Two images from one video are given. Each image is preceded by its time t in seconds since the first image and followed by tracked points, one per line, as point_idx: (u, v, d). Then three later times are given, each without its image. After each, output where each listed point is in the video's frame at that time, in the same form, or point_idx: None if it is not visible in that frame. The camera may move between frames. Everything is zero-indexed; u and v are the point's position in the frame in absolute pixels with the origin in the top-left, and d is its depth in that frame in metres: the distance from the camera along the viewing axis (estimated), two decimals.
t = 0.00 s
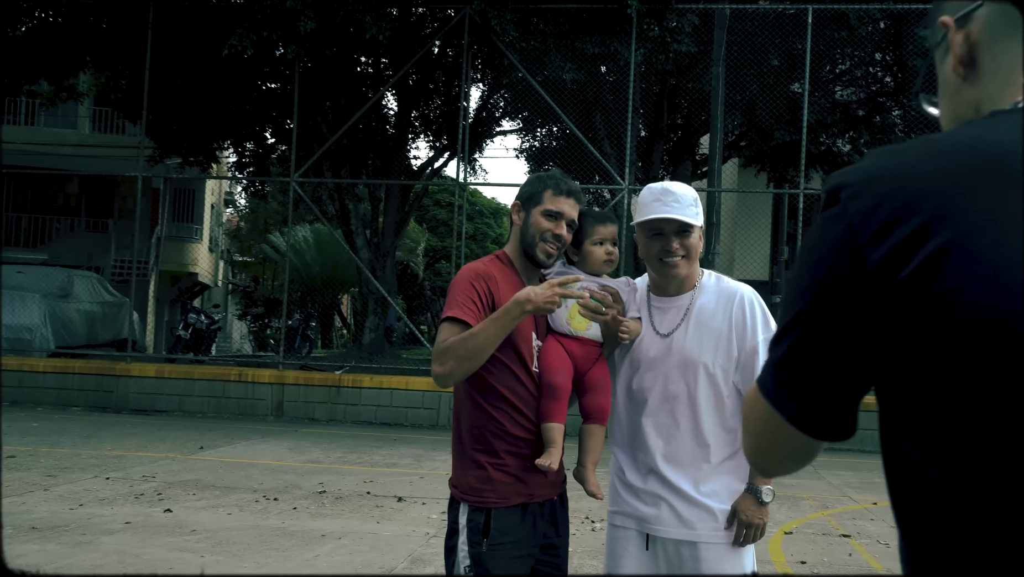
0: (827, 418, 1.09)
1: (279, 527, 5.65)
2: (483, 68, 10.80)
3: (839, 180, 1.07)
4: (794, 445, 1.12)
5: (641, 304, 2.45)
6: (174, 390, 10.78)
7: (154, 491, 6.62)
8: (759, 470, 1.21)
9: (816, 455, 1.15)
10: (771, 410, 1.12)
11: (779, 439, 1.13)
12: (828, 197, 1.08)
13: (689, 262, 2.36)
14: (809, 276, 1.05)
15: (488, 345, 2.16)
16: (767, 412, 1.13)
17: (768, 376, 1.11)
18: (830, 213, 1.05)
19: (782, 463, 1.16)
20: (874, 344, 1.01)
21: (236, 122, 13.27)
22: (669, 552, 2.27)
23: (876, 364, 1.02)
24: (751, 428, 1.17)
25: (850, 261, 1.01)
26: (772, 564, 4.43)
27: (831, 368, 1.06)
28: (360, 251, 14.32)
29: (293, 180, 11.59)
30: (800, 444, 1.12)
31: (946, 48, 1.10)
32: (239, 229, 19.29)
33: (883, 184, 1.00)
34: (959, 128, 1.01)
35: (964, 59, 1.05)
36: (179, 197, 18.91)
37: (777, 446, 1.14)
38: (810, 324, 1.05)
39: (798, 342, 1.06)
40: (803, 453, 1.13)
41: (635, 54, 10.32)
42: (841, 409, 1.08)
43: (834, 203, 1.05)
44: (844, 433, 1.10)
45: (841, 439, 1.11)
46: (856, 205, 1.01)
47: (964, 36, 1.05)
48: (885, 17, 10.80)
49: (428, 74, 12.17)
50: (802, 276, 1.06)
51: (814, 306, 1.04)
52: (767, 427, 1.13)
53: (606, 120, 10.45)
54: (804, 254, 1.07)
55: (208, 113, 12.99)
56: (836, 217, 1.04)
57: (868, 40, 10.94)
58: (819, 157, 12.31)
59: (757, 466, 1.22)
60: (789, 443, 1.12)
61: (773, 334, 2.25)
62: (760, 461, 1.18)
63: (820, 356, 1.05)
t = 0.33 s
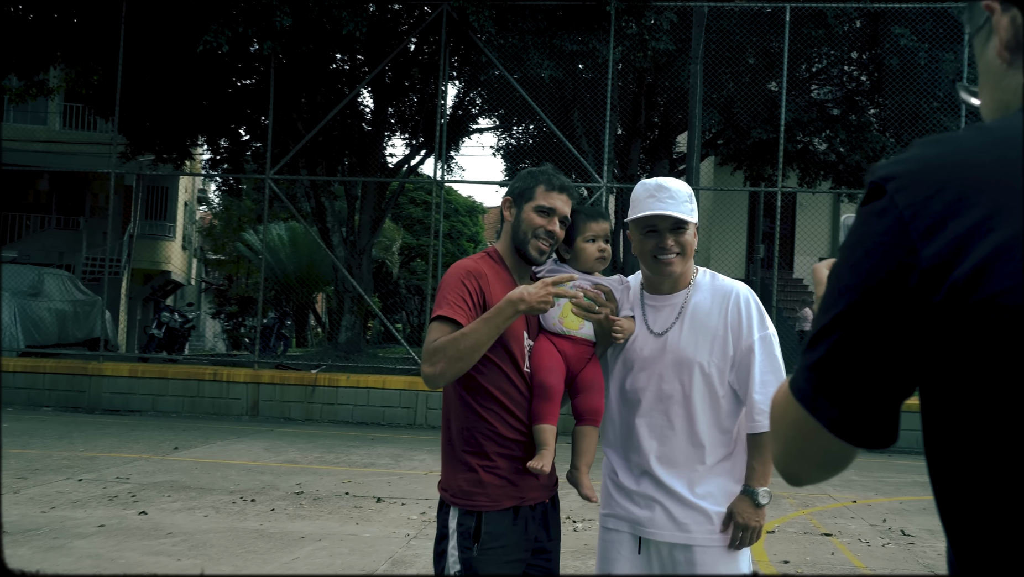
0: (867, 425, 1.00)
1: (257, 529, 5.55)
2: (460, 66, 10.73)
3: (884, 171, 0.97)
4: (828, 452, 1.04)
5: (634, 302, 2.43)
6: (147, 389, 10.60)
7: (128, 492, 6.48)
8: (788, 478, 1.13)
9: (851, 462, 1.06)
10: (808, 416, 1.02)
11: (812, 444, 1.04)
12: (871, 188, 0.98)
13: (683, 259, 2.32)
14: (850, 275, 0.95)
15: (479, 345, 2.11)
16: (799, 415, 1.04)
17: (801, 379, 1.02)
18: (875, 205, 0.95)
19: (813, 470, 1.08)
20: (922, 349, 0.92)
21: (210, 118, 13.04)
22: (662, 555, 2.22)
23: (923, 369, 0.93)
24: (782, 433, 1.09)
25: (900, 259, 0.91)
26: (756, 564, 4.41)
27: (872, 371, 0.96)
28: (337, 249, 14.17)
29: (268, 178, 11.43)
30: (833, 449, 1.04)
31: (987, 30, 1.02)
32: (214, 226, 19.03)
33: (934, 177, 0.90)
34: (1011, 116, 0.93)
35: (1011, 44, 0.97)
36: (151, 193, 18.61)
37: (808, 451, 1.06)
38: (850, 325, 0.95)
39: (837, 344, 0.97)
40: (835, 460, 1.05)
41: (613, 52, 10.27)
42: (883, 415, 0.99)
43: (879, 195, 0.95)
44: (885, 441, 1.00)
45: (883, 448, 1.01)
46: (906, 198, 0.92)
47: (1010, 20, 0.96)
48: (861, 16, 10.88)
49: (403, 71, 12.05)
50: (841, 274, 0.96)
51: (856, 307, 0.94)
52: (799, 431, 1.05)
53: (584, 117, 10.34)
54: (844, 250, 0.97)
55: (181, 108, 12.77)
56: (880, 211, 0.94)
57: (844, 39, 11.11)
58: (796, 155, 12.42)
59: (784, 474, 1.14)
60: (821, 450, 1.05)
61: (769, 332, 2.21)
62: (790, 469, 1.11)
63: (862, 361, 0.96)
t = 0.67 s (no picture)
0: (893, 446, 0.93)
1: (233, 533, 5.44)
2: (437, 64, 10.65)
3: (911, 175, 0.92)
4: (849, 470, 0.98)
5: (622, 305, 2.39)
6: (121, 390, 10.42)
7: (101, 496, 6.33)
8: (805, 498, 1.06)
9: (873, 482, 0.99)
10: (828, 435, 0.96)
11: (831, 461, 0.98)
12: (898, 192, 0.93)
13: (672, 261, 2.28)
14: (877, 285, 0.89)
15: (463, 351, 2.05)
16: (816, 431, 0.98)
17: (820, 394, 0.96)
18: (902, 212, 0.90)
19: (833, 491, 1.01)
20: (956, 371, 0.86)
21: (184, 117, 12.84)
22: (651, 563, 2.19)
23: (956, 391, 0.87)
24: (800, 452, 1.02)
25: (933, 270, 0.85)
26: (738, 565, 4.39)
27: (899, 389, 0.90)
28: (312, 248, 14.03)
29: (243, 177, 11.27)
30: (853, 467, 0.97)
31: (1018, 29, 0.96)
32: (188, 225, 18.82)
33: (969, 184, 0.85)
34: None
35: None
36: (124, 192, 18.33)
37: (825, 467, 1.00)
38: (876, 339, 0.89)
39: (862, 360, 0.91)
40: (856, 478, 0.99)
41: (590, 50, 10.15)
42: (912, 434, 0.93)
43: (908, 201, 0.90)
44: (913, 463, 0.94)
45: (909, 469, 0.95)
46: (937, 204, 0.86)
47: None
48: (836, 16, 10.96)
49: (379, 69, 11.96)
50: (861, 284, 0.91)
51: (883, 320, 0.88)
52: (817, 450, 0.99)
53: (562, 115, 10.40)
54: (869, 258, 0.91)
55: (152, 106, 12.57)
56: (911, 217, 0.88)
57: (821, 38, 11.19)
58: (772, 154, 12.57)
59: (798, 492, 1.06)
60: (841, 469, 0.98)
61: (759, 335, 2.20)
62: (807, 489, 1.03)
63: (887, 380, 0.90)
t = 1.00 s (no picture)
0: (900, 467, 0.88)
1: (210, 536, 5.33)
2: (417, 61, 10.55)
3: (919, 173, 0.87)
4: (848, 489, 0.92)
5: (603, 305, 2.33)
6: (97, 390, 10.24)
7: (75, 499, 6.19)
8: (801, 519, 1.00)
9: (873, 502, 0.94)
10: (828, 452, 0.90)
11: (830, 480, 0.92)
12: (905, 191, 0.88)
13: (655, 261, 2.22)
14: (886, 292, 0.83)
15: (441, 355, 1.98)
16: (814, 447, 0.92)
17: (819, 411, 0.90)
18: (911, 213, 0.85)
19: (830, 511, 0.95)
20: None
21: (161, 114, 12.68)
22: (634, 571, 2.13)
23: (970, 406, 0.82)
24: (798, 472, 0.96)
25: (946, 277, 0.79)
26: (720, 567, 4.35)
27: (906, 407, 0.85)
28: (291, 247, 13.86)
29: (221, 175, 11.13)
30: (856, 488, 0.92)
31: None
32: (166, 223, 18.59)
33: (987, 183, 0.80)
34: None
35: None
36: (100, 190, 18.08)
37: (828, 486, 0.93)
38: (882, 351, 0.84)
39: (868, 373, 0.85)
40: (857, 498, 0.93)
41: (571, 48, 10.12)
42: (918, 455, 0.87)
43: (917, 202, 0.85)
44: (921, 486, 0.89)
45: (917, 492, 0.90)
46: (952, 205, 0.81)
47: None
48: (815, 15, 11.04)
49: (359, 67, 11.85)
50: (865, 290, 0.85)
51: (893, 328, 0.82)
52: (819, 469, 0.93)
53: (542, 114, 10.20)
54: (874, 261, 0.86)
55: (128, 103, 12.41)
56: (921, 218, 0.83)
57: (800, 37, 11.32)
58: (753, 152, 12.45)
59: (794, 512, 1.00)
60: (840, 487, 0.92)
61: (743, 337, 2.15)
62: (803, 510, 0.97)
63: (893, 397, 0.85)
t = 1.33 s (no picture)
0: (904, 493, 0.80)
1: (195, 541, 5.18)
2: (408, 60, 10.44)
3: (928, 164, 0.80)
4: (846, 514, 0.85)
5: (590, 306, 2.26)
6: (87, 391, 10.12)
7: (60, 503, 6.01)
8: (795, 548, 0.92)
9: (874, 529, 0.86)
10: (824, 475, 0.83)
11: (827, 503, 0.84)
12: (910, 185, 0.81)
13: (642, 261, 2.15)
14: (890, 298, 0.76)
15: (420, 360, 1.90)
16: (807, 466, 0.84)
17: (814, 429, 0.83)
18: (918, 208, 0.77)
19: (828, 539, 0.87)
20: None
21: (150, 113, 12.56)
22: None
23: (993, 430, 0.74)
24: (790, 495, 0.88)
25: (958, 280, 0.72)
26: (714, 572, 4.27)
27: (911, 426, 0.77)
28: (282, 247, 13.73)
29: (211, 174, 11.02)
30: (854, 514, 0.84)
31: None
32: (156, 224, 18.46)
33: (1004, 176, 0.73)
34: None
35: None
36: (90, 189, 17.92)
37: (823, 514, 0.86)
38: (885, 362, 0.76)
39: (868, 387, 0.77)
40: (856, 525, 0.85)
41: (562, 46, 10.06)
42: (925, 479, 0.80)
43: (924, 194, 0.78)
44: (928, 515, 0.82)
45: (923, 522, 0.82)
46: (963, 199, 0.74)
47: None
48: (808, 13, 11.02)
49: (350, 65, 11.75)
50: (865, 296, 0.78)
51: (896, 337, 0.75)
52: (814, 493, 0.85)
53: (533, 112, 10.34)
54: (876, 261, 0.79)
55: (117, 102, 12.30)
56: (929, 215, 0.76)
57: (792, 35, 11.28)
58: (746, 151, 12.41)
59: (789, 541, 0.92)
60: (838, 515, 0.85)
61: (735, 339, 2.08)
62: (796, 536, 0.89)
63: (896, 414, 0.77)
